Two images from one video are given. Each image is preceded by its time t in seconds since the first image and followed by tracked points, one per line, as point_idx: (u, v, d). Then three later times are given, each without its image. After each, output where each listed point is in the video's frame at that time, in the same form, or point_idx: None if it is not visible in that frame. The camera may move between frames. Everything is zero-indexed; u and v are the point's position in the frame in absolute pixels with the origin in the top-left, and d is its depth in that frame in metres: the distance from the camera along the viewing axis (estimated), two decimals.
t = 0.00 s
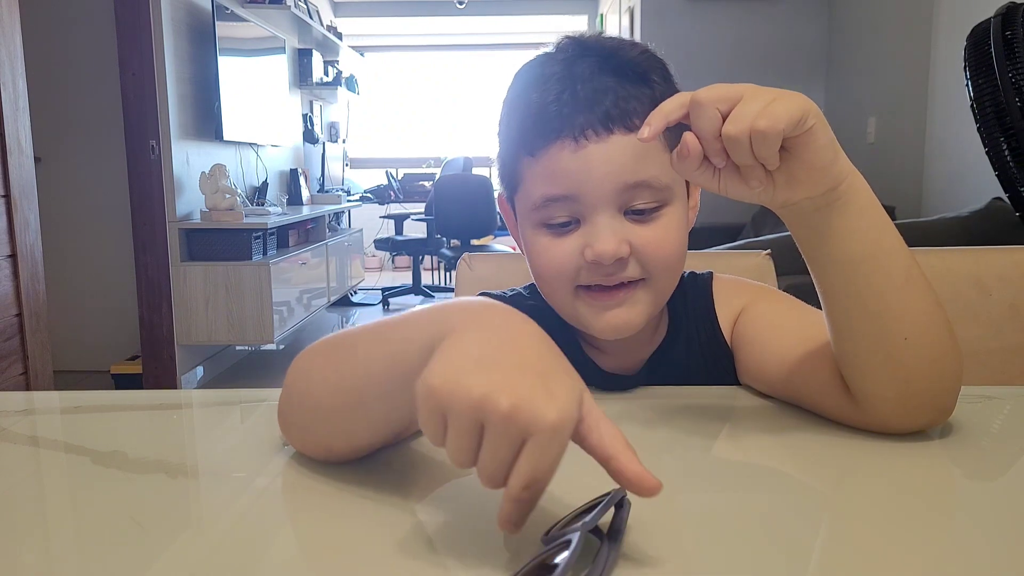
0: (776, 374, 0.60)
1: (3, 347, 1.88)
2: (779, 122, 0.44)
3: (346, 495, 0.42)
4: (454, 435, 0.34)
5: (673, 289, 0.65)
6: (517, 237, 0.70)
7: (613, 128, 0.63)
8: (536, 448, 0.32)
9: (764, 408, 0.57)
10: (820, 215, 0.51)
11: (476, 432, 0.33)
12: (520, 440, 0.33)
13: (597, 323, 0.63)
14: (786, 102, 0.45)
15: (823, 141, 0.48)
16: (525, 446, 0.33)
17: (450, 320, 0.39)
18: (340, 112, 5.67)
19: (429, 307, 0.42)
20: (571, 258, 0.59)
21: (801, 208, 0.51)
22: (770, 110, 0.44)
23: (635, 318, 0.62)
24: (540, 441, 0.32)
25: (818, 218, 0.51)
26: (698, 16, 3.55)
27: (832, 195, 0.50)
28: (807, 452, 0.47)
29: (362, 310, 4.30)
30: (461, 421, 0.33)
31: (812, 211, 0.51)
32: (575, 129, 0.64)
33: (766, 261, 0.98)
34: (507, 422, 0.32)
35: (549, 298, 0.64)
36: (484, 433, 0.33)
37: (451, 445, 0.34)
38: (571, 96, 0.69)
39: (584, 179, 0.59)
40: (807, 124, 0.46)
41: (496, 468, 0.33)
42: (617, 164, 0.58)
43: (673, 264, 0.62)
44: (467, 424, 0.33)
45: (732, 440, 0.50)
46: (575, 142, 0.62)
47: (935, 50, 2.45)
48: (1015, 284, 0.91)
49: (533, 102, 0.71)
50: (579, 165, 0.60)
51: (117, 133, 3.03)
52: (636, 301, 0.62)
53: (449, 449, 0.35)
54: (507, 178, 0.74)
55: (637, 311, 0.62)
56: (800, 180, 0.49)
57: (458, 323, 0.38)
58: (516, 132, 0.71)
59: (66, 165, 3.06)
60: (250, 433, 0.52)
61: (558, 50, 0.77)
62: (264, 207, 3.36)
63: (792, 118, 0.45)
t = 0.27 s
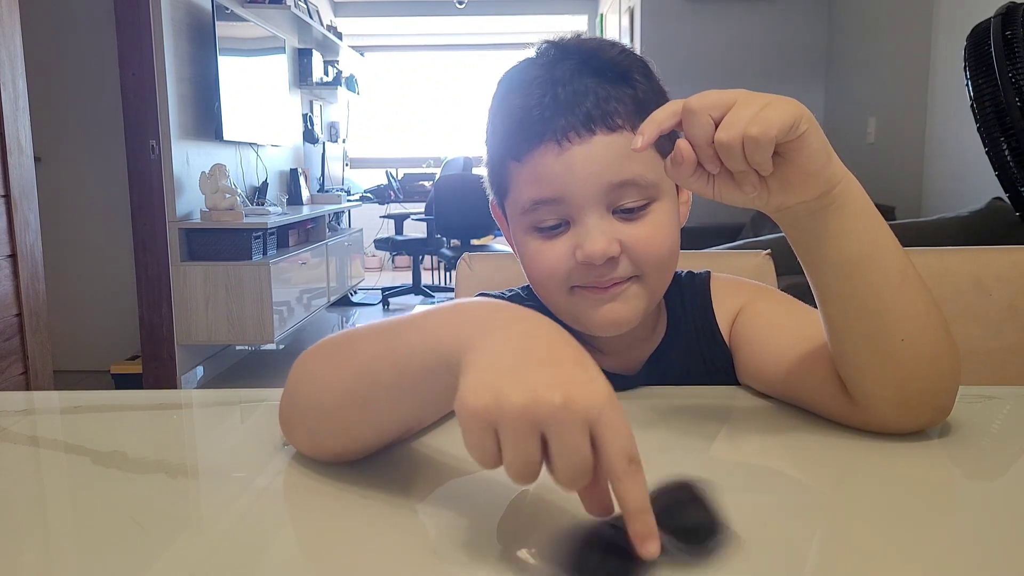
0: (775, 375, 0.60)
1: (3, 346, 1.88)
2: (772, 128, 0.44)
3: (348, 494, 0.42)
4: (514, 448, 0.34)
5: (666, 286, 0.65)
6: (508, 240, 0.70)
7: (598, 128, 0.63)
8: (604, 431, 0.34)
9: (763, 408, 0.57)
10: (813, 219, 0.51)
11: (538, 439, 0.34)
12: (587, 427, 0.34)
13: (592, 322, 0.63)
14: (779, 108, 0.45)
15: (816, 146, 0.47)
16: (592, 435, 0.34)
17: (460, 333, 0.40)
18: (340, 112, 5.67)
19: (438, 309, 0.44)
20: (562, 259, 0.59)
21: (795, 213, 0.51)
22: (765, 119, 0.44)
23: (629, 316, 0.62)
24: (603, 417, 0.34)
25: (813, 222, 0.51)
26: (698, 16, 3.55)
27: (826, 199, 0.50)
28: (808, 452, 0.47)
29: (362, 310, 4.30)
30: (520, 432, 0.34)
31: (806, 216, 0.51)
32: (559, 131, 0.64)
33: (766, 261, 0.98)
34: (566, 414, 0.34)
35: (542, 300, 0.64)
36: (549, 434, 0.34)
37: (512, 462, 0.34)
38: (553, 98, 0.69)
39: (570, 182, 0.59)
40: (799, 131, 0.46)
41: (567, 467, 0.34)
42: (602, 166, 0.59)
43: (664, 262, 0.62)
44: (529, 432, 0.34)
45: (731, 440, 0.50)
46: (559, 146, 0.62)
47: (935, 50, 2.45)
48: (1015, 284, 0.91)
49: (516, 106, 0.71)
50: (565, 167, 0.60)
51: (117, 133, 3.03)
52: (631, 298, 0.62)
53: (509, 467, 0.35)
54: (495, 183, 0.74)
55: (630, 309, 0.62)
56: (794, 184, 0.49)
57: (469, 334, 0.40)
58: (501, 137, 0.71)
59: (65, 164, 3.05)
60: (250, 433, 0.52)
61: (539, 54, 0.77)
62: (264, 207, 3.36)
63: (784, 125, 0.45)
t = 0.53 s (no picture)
0: (775, 375, 0.60)
1: (3, 346, 1.88)
2: (771, 129, 0.44)
3: (347, 493, 0.42)
4: (509, 369, 0.34)
5: (667, 286, 0.66)
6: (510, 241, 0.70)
7: (600, 129, 0.64)
8: (591, 331, 0.35)
9: (762, 408, 0.57)
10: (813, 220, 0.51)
11: (530, 353, 0.34)
12: (577, 332, 0.35)
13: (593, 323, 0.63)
14: (779, 109, 0.45)
15: (816, 147, 0.48)
16: (583, 340, 0.35)
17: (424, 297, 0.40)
18: (340, 112, 5.67)
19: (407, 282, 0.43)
20: (565, 261, 0.59)
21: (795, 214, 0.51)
22: (764, 119, 0.44)
23: (629, 314, 0.63)
24: (590, 321, 0.35)
25: (813, 223, 0.51)
26: (698, 16, 3.56)
27: (826, 200, 0.50)
28: (807, 451, 0.47)
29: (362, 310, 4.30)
30: (509, 346, 0.34)
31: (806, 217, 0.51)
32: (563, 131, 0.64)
33: (766, 261, 0.98)
34: (554, 323, 0.34)
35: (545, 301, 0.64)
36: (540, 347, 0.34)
37: (507, 384, 0.34)
38: (556, 98, 0.69)
39: (573, 183, 0.59)
40: (800, 132, 0.46)
41: (563, 379, 0.34)
42: (605, 167, 0.59)
43: (667, 262, 0.62)
44: (520, 344, 0.34)
45: (729, 439, 0.50)
46: (561, 148, 0.62)
47: (935, 50, 2.45)
48: (1015, 284, 0.91)
49: (518, 107, 0.71)
50: (569, 169, 0.60)
51: (117, 133, 3.03)
52: (632, 298, 0.63)
53: (505, 391, 0.34)
54: (498, 184, 0.74)
55: (632, 307, 0.63)
56: (794, 185, 0.49)
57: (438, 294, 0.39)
58: (502, 137, 0.71)
59: (65, 165, 3.06)
60: (250, 433, 0.52)
61: (540, 54, 0.77)
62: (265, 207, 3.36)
63: (785, 125, 0.45)
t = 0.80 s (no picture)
0: (775, 374, 0.60)
1: (3, 346, 1.88)
2: (771, 130, 0.44)
3: (347, 494, 0.42)
4: (447, 366, 0.29)
5: (671, 285, 0.65)
6: (513, 239, 0.70)
7: (602, 124, 0.63)
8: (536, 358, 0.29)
9: (762, 408, 0.57)
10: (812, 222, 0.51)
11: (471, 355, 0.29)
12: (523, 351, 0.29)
13: (595, 321, 0.62)
14: (777, 111, 0.45)
15: (816, 149, 0.48)
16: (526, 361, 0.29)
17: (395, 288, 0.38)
18: (340, 112, 5.67)
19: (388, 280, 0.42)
20: (568, 257, 0.59)
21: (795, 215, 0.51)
22: (763, 122, 0.44)
23: (632, 313, 0.62)
24: (543, 348, 0.29)
25: (812, 224, 0.51)
26: (698, 16, 3.56)
27: (825, 201, 0.50)
28: (806, 451, 0.47)
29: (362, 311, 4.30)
30: (451, 345, 0.29)
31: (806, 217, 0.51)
32: (565, 128, 0.64)
33: (766, 261, 0.98)
34: (504, 333, 0.29)
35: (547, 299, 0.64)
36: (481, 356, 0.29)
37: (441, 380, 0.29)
38: (558, 96, 0.69)
39: (576, 178, 0.59)
40: (799, 133, 0.46)
41: (494, 391, 0.28)
42: (608, 162, 0.59)
43: (670, 259, 0.62)
44: (461, 347, 0.29)
45: (730, 440, 0.50)
46: (565, 142, 0.62)
47: (935, 50, 2.45)
48: (1015, 284, 0.91)
49: (521, 104, 0.71)
50: (570, 164, 0.60)
51: (117, 133, 3.03)
52: (635, 295, 0.62)
53: (441, 390, 0.30)
54: (501, 181, 0.74)
55: (635, 305, 0.62)
56: (794, 186, 0.49)
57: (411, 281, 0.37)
58: (505, 135, 0.71)
59: (65, 165, 3.05)
60: (250, 433, 0.53)
61: (544, 53, 0.77)
62: (265, 207, 3.35)
63: (784, 126, 0.45)
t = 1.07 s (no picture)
0: (775, 374, 0.60)
1: (3, 346, 1.88)
2: (780, 125, 0.44)
3: (345, 494, 0.42)
4: (391, 428, 0.31)
5: (670, 278, 0.64)
6: (512, 234, 0.69)
7: (595, 112, 0.63)
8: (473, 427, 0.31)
9: (762, 407, 0.57)
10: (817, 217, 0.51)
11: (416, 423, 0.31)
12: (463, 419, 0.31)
13: (596, 313, 0.61)
14: (786, 105, 0.45)
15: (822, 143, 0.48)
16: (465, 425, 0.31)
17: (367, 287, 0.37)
18: (340, 112, 5.67)
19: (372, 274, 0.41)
20: (567, 246, 0.59)
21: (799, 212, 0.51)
22: (771, 117, 0.44)
23: (636, 303, 0.60)
24: (437, 418, 0.31)
25: (815, 221, 0.51)
26: (697, 16, 3.56)
27: (829, 198, 0.50)
28: (805, 452, 0.47)
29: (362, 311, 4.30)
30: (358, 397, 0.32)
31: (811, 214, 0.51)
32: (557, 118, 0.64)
33: (766, 260, 0.98)
34: (444, 407, 0.30)
35: (547, 292, 0.63)
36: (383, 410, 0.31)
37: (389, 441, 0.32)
38: (550, 88, 0.69)
39: (571, 166, 0.59)
40: (806, 128, 0.46)
41: (440, 454, 0.31)
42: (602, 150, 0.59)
43: (668, 246, 0.62)
44: (368, 402, 0.31)
45: (729, 440, 0.50)
46: (558, 132, 0.62)
47: (935, 50, 2.45)
48: (1016, 284, 0.90)
49: (513, 100, 0.71)
50: (564, 154, 0.60)
51: (117, 133, 3.03)
52: (637, 284, 0.61)
53: (387, 446, 0.32)
54: (496, 178, 0.73)
55: (637, 295, 0.61)
56: (797, 182, 0.49)
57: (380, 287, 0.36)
58: (499, 131, 0.71)
59: (65, 165, 3.05)
60: (250, 433, 0.52)
61: (535, 49, 0.77)
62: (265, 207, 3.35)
63: (792, 120, 0.45)
